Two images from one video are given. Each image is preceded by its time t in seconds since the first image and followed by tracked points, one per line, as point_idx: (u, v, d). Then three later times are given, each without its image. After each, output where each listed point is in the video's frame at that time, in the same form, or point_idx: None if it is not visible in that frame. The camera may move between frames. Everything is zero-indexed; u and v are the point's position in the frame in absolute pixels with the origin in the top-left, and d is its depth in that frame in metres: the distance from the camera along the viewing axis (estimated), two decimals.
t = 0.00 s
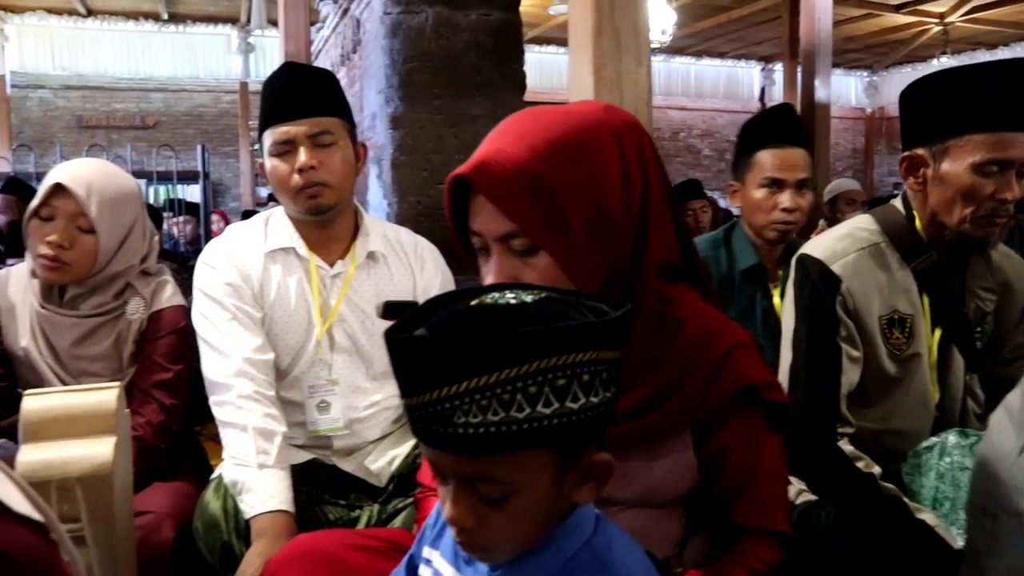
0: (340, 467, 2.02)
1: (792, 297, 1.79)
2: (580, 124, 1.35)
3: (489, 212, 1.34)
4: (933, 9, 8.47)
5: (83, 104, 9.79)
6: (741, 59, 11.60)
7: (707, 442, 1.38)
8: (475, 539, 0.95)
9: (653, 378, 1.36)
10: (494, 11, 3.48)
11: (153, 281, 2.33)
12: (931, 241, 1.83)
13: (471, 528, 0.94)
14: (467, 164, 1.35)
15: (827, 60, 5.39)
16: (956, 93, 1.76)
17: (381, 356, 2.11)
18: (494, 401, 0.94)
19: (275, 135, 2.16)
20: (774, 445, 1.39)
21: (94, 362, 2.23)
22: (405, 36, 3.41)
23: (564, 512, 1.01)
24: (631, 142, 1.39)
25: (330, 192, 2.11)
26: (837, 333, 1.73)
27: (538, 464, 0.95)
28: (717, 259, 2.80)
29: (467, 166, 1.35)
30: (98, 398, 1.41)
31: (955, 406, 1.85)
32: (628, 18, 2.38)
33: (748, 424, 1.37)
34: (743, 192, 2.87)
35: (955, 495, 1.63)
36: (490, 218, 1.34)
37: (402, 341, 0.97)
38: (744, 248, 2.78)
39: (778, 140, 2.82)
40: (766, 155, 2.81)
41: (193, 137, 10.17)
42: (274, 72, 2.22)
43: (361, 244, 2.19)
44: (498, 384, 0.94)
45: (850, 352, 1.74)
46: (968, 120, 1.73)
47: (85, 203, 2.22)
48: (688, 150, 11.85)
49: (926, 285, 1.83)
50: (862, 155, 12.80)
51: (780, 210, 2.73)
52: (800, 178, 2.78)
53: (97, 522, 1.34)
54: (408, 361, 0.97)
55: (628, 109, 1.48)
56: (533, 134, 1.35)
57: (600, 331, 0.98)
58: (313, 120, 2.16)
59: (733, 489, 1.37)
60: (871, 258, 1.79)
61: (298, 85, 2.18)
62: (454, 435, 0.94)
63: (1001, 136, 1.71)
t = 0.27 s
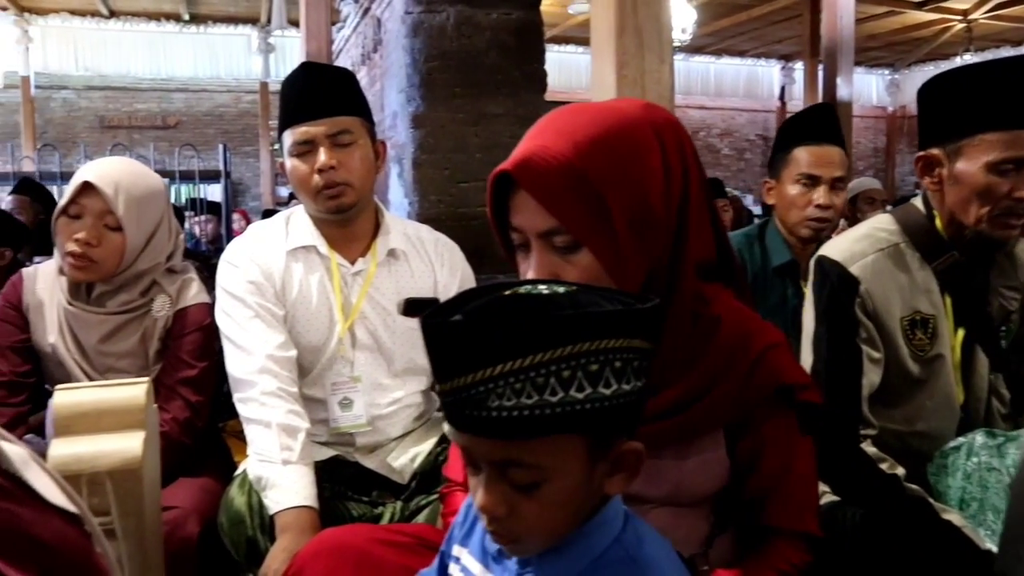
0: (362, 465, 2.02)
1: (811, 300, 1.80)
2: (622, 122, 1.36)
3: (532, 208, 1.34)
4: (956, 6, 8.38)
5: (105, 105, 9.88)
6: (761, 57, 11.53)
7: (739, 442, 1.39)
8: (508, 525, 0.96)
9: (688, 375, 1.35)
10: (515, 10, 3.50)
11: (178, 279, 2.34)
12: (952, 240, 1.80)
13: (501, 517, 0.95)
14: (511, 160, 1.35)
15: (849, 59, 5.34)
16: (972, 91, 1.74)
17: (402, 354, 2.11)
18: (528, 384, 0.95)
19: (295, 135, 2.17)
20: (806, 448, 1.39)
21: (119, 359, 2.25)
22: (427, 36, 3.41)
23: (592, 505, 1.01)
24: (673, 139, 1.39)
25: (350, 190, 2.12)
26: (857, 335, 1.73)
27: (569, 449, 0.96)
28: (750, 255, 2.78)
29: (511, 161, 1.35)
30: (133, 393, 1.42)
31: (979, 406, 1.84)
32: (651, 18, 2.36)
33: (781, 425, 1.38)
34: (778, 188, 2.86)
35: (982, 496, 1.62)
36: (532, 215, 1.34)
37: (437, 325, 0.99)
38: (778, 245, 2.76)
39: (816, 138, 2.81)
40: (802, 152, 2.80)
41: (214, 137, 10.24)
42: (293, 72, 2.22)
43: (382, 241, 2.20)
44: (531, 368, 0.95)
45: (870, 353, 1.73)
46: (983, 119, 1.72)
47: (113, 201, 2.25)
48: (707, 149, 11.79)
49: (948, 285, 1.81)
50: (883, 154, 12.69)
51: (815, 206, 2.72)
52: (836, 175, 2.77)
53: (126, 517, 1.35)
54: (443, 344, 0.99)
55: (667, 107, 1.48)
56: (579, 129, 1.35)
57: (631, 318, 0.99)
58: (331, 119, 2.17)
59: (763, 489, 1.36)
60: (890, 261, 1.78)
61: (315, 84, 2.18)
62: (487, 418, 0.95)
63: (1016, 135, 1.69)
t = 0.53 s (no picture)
0: (379, 462, 2.03)
1: (837, 294, 1.78)
2: (631, 119, 1.35)
3: (541, 211, 1.34)
4: (974, 5, 8.31)
5: (123, 106, 9.96)
6: (777, 57, 11.48)
7: (754, 439, 1.38)
8: (528, 520, 0.96)
9: (701, 373, 1.35)
10: (531, 9, 3.49)
11: (195, 277, 2.36)
12: (982, 239, 1.77)
13: (524, 512, 0.95)
14: (521, 162, 1.35)
15: (866, 57, 5.31)
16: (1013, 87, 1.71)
17: (418, 352, 2.12)
18: (551, 377, 0.95)
19: (312, 135, 2.17)
20: (822, 446, 1.38)
21: (136, 356, 2.26)
22: (443, 35, 3.41)
23: (609, 502, 1.01)
24: (682, 136, 1.38)
25: (368, 189, 2.12)
26: (883, 331, 1.71)
27: (590, 442, 0.96)
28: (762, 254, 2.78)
29: (520, 165, 1.35)
30: (152, 389, 1.44)
31: (1004, 404, 1.83)
32: (668, 17, 2.35)
33: (796, 422, 1.37)
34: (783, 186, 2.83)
35: (1003, 497, 1.59)
36: (542, 218, 1.34)
37: (461, 319, 0.99)
38: (789, 243, 2.76)
39: (815, 135, 2.74)
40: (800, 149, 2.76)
41: (230, 137, 10.29)
42: (309, 72, 2.23)
43: (398, 239, 2.21)
44: (554, 361, 0.95)
45: (897, 350, 1.72)
46: None
47: (127, 198, 2.26)
48: (722, 149, 11.76)
49: (975, 283, 1.79)
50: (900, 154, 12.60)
51: (811, 206, 2.68)
52: (833, 173, 2.70)
53: (145, 512, 1.36)
54: (466, 336, 0.99)
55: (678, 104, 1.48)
56: (587, 131, 1.35)
57: (655, 313, 1.00)
58: (347, 119, 2.17)
59: (780, 486, 1.35)
60: (919, 255, 1.77)
61: (329, 85, 2.19)
62: (510, 411, 0.95)
63: None
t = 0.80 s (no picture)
0: (393, 460, 2.04)
1: (859, 288, 1.76)
2: (632, 117, 1.35)
3: (543, 209, 1.34)
4: (991, 4, 8.24)
5: (138, 105, 10.01)
6: (791, 56, 11.44)
7: (764, 435, 1.37)
8: (538, 518, 0.96)
9: (709, 368, 1.35)
10: (545, 8, 3.48)
11: (209, 273, 2.37)
12: (1009, 236, 1.74)
13: (535, 510, 0.95)
14: (522, 163, 1.35)
15: (883, 56, 5.28)
16: None
17: (433, 350, 2.12)
18: (559, 375, 0.95)
19: (332, 132, 2.17)
20: (832, 438, 1.34)
21: (152, 352, 2.28)
22: (457, 34, 3.42)
23: (621, 500, 1.01)
24: (681, 130, 1.38)
25: (387, 187, 2.13)
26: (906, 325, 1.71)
27: (600, 439, 0.96)
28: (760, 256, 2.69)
29: (521, 165, 1.35)
30: (166, 384, 1.45)
31: None
32: (682, 15, 2.34)
33: (806, 415, 1.34)
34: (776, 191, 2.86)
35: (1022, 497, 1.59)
36: (544, 216, 1.34)
37: (467, 317, 0.99)
38: (788, 244, 2.67)
39: (801, 136, 2.79)
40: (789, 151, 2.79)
41: (244, 137, 10.34)
42: (328, 70, 2.24)
43: (415, 237, 2.21)
44: (563, 359, 0.96)
45: (919, 345, 1.72)
46: None
47: (138, 195, 2.27)
48: (736, 149, 11.73)
49: (1000, 280, 1.77)
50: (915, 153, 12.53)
51: (794, 206, 2.69)
52: (816, 172, 2.72)
53: (162, 506, 1.36)
54: (472, 335, 0.99)
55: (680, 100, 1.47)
56: (585, 130, 1.34)
57: (662, 310, 1.00)
58: (367, 116, 2.18)
59: (793, 480, 1.34)
60: (946, 249, 1.75)
61: (349, 81, 2.19)
62: (519, 410, 0.95)
63: None
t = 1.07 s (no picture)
0: (411, 456, 2.05)
1: (873, 290, 1.74)
2: (653, 113, 1.35)
3: (567, 205, 1.34)
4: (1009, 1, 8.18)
5: (154, 104, 10.06)
6: (806, 54, 11.40)
7: (784, 434, 1.38)
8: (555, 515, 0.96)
9: (727, 368, 1.34)
10: (561, 6, 3.48)
11: (227, 271, 2.38)
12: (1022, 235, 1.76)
13: (554, 507, 0.95)
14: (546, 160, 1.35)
15: (900, 53, 5.26)
16: None
17: (453, 348, 2.13)
18: (575, 372, 0.95)
19: (357, 129, 2.17)
20: (853, 440, 1.36)
21: (170, 349, 2.29)
22: (473, 32, 3.41)
23: (639, 497, 1.01)
24: (703, 127, 1.38)
25: (412, 185, 2.14)
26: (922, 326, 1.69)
27: (616, 436, 0.96)
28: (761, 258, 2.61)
29: (546, 161, 1.35)
30: (182, 380, 1.45)
31: None
32: (699, 15, 2.33)
33: (827, 415, 1.35)
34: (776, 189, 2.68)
35: None
36: (568, 212, 1.34)
37: (482, 317, 0.99)
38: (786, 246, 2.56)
39: (790, 135, 2.56)
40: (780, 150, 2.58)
41: (260, 136, 10.39)
42: (354, 69, 2.24)
43: (437, 235, 2.22)
44: (580, 355, 0.95)
45: (936, 345, 1.70)
46: None
47: (157, 193, 2.29)
48: (751, 147, 11.69)
49: (1014, 280, 1.77)
50: (932, 152, 12.45)
51: (783, 211, 2.53)
52: (804, 174, 2.50)
53: (182, 501, 1.36)
54: (488, 334, 0.99)
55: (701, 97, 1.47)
56: (609, 126, 1.34)
57: (678, 304, 0.99)
58: (394, 113, 2.18)
59: (812, 480, 1.34)
60: (960, 249, 1.74)
61: (373, 79, 2.20)
62: (537, 407, 0.95)
63: None
